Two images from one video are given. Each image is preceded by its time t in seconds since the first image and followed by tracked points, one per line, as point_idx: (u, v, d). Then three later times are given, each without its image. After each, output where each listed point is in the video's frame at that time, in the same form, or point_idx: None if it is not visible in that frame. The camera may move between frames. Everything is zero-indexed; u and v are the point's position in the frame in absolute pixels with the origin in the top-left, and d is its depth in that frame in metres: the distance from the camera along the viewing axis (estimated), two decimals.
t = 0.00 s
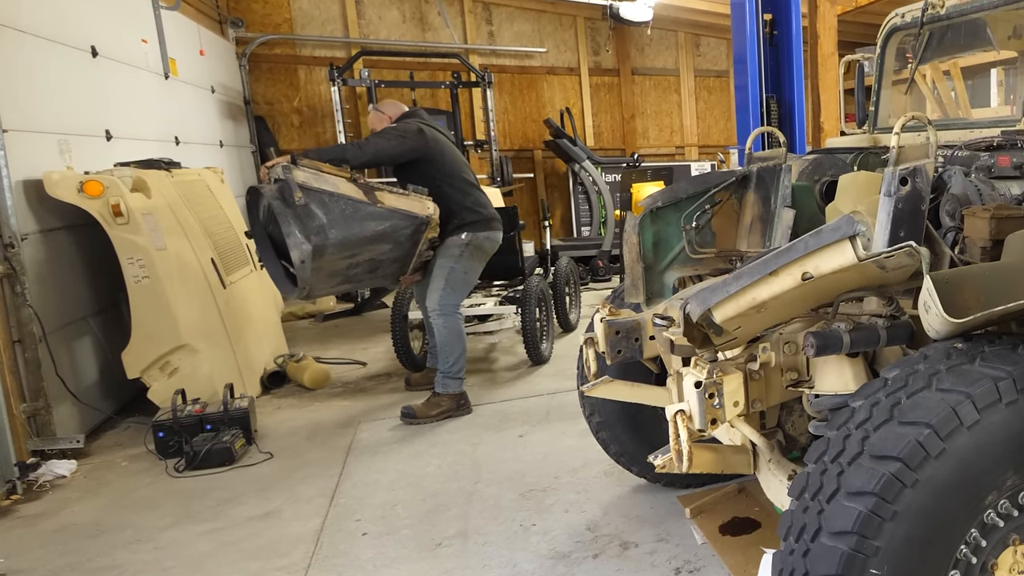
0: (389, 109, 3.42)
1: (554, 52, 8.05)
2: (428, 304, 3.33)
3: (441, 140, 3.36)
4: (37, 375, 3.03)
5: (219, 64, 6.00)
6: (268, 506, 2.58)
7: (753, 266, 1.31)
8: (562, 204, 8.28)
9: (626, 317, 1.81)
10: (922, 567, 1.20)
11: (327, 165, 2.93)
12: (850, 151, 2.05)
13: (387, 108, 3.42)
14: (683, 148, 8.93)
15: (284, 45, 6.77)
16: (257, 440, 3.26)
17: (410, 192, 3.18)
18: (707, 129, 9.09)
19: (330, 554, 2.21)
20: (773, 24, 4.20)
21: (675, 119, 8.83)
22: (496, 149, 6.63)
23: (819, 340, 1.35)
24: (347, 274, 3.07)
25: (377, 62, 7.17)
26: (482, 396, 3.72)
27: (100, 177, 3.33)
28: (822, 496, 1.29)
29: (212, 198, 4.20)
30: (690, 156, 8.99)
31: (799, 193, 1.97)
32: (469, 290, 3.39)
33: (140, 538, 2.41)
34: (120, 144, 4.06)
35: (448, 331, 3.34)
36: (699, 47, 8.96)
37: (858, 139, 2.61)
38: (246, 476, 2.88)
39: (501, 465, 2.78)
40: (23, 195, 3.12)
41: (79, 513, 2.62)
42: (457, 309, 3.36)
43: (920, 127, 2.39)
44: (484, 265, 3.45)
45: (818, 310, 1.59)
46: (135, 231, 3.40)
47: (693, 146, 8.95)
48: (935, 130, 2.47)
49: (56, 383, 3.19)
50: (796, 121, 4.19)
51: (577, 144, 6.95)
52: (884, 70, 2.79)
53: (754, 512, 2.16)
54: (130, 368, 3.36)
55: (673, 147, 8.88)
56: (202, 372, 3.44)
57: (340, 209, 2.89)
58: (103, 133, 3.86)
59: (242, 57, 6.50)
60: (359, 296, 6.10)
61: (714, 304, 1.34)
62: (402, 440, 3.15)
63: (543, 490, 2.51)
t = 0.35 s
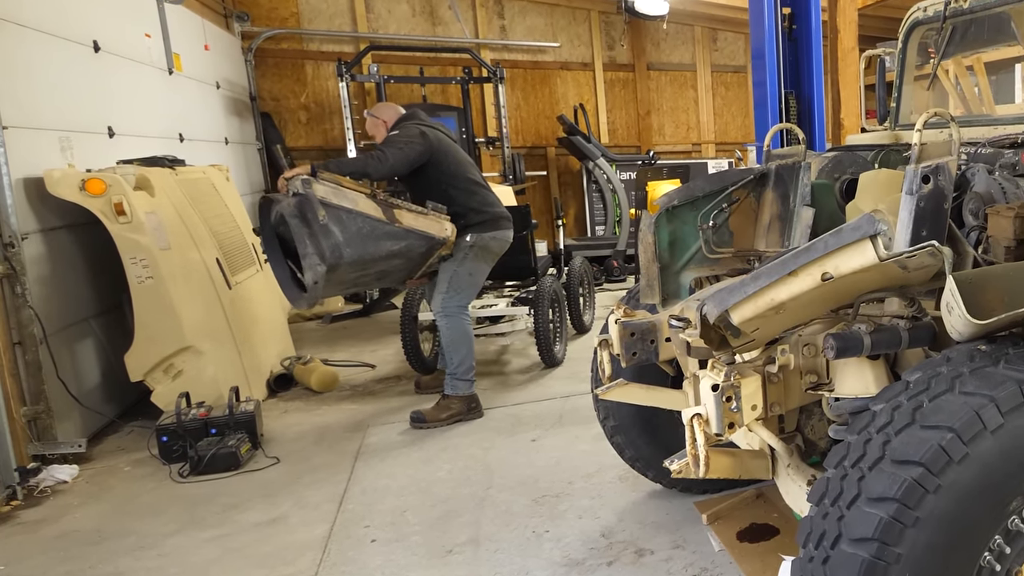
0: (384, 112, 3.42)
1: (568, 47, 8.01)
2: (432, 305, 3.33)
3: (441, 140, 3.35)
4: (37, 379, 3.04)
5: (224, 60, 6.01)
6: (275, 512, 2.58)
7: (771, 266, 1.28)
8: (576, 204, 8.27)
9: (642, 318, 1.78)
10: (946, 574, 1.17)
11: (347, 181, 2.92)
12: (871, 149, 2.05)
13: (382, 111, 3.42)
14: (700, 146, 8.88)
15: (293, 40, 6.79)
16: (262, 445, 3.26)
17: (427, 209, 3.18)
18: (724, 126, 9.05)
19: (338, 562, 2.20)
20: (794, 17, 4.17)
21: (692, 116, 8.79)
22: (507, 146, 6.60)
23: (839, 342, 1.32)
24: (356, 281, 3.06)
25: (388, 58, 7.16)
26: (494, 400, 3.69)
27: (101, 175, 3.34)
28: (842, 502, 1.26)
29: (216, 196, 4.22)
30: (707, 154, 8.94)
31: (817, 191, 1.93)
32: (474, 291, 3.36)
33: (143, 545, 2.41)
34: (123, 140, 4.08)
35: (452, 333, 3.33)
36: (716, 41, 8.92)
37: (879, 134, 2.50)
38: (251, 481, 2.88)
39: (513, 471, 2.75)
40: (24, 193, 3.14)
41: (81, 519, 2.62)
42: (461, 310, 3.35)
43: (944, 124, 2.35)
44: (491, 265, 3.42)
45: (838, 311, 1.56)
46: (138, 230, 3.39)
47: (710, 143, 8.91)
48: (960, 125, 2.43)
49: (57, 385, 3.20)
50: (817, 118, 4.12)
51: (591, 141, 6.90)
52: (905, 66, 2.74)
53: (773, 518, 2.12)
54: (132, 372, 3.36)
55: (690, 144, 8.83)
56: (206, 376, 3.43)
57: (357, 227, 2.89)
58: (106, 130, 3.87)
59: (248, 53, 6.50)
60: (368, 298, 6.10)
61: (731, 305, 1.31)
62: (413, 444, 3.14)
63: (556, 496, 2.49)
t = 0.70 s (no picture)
0: (389, 122, 3.38)
1: (581, 42, 7.97)
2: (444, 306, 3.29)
3: (450, 139, 3.35)
4: (37, 381, 3.05)
5: (230, 55, 6.03)
6: (281, 518, 2.57)
7: (790, 266, 1.26)
8: (590, 202, 8.23)
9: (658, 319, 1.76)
10: None
11: (355, 177, 2.90)
12: (891, 146, 2.03)
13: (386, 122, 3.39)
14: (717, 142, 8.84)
15: (299, 34, 6.81)
16: (269, 449, 3.26)
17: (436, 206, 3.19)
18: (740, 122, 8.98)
19: (346, 569, 2.19)
20: (812, 11, 4.10)
21: (708, 112, 8.73)
22: (519, 143, 6.56)
23: (860, 343, 1.29)
24: (367, 291, 3.04)
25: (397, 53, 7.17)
26: (507, 403, 3.68)
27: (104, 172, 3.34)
28: (862, 507, 1.23)
29: (221, 194, 4.23)
30: (724, 151, 8.90)
31: (838, 190, 1.92)
32: (487, 292, 3.33)
33: (147, 552, 2.41)
34: (126, 137, 4.09)
35: (464, 334, 3.30)
36: (733, 36, 8.86)
37: (900, 133, 2.40)
38: (257, 486, 2.88)
39: (526, 476, 2.73)
40: (25, 190, 3.16)
41: (82, 525, 2.63)
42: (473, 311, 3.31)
43: (965, 121, 2.25)
44: (505, 265, 3.41)
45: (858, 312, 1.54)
46: (142, 228, 3.40)
47: (727, 140, 8.88)
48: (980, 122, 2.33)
49: (58, 388, 3.21)
50: (835, 114, 4.08)
51: (605, 138, 6.87)
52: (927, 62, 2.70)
53: (791, 524, 2.09)
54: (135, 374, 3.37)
55: (706, 141, 8.78)
56: (212, 377, 3.46)
57: (368, 220, 2.86)
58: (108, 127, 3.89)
59: (254, 47, 6.50)
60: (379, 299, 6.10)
61: (749, 305, 1.29)
62: (425, 448, 3.13)
63: (570, 501, 2.47)
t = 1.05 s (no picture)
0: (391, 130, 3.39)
1: (592, 37, 7.95)
2: (462, 306, 3.28)
3: (453, 141, 3.33)
4: (38, 383, 3.06)
5: (233, 50, 6.03)
6: (287, 523, 2.57)
7: (805, 266, 1.24)
8: (601, 201, 8.21)
9: (670, 321, 1.74)
10: None
11: (349, 191, 2.91)
12: (909, 143, 2.03)
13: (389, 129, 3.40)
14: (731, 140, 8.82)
15: (305, 30, 6.82)
16: (275, 453, 3.26)
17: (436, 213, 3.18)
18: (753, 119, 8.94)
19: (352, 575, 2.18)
20: (827, 8, 4.10)
21: (721, 110, 8.70)
22: (529, 141, 6.54)
23: (876, 344, 1.27)
24: (374, 303, 3.06)
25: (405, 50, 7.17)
26: (517, 406, 3.66)
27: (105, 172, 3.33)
28: (879, 512, 1.20)
29: (225, 193, 4.24)
30: (738, 149, 8.88)
31: (854, 188, 1.89)
32: (506, 290, 3.32)
33: (150, 557, 2.41)
34: (128, 135, 4.11)
35: (481, 334, 3.29)
36: (746, 32, 8.82)
37: (918, 129, 2.39)
38: (261, 490, 2.88)
39: (535, 480, 2.72)
40: (25, 189, 3.17)
41: (84, 530, 2.64)
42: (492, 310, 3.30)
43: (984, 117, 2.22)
44: (522, 263, 3.38)
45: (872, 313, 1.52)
46: (145, 228, 3.41)
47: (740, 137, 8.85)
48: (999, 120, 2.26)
49: (59, 390, 3.23)
50: (852, 111, 4.05)
51: (617, 135, 6.84)
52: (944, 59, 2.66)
53: (805, 529, 2.07)
54: (138, 377, 3.38)
55: (719, 138, 8.75)
56: (214, 381, 3.47)
57: (364, 234, 2.88)
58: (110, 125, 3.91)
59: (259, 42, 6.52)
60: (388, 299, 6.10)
61: (763, 306, 1.27)
62: (434, 451, 3.12)
63: (580, 506, 2.45)
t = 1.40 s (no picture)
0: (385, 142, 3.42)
1: (592, 37, 7.95)
2: (462, 304, 3.28)
3: (446, 148, 3.33)
4: (38, 384, 3.06)
5: (233, 50, 6.04)
6: (287, 523, 2.57)
7: (805, 266, 1.24)
8: (601, 201, 8.21)
9: (670, 321, 1.74)
10: None
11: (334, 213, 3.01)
12: (909, 143, 2.03)
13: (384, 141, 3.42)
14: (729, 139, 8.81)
15: (305, 30, 6.81)
16: (275, 452, 3.26)
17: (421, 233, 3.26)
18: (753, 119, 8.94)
19: None
20: (828, 7, 4.10)
21: (721, 109, 8.70)
22: (529, 141, 6.54)
23: (875, 343, 1.27)
24: (365, 316, 3.17)
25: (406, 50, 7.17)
26: (517, 406, 3.66)
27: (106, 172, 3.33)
28: (879, 513, 1.20)
29: (225, 193, 4.24)
30: (737, 148, 8.88)
31: (854, 188, 1.89)
32: (506, 291, 3.32)
33: (150, 557, 2.41)
34: (128, 135, 4.11)
35: (478, 333, 3.28)
36: (746, 32, 8.82)
37: (918, 129, 2.39)
38: (260, 491, 2.88)
39: (535, 480, 2.72)
40: (24, 188, 3.17)
41: (84, 530, 2.63)
42: (491, 309, 3.28)
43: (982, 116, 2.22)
44: (524, 263, 3.38)
45: (871, 313, 1.52)
46: (145, 228, 3.41)
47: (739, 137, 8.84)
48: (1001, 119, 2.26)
49: (59, 390, 3.22)
50: (852, 112, 4.05)
51: (617, 135, 6.83)
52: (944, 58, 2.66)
53: (805, 529, 2.07)
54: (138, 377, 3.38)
55: (719, 138, 8.75)
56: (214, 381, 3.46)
57: (346, 257, 2.99)
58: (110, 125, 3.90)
59: (259, 43, 6.51)
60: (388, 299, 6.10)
61: (763, 306, 1.27)
62: (434, 451, 3.12)
63: (580, 506, 2.45)
